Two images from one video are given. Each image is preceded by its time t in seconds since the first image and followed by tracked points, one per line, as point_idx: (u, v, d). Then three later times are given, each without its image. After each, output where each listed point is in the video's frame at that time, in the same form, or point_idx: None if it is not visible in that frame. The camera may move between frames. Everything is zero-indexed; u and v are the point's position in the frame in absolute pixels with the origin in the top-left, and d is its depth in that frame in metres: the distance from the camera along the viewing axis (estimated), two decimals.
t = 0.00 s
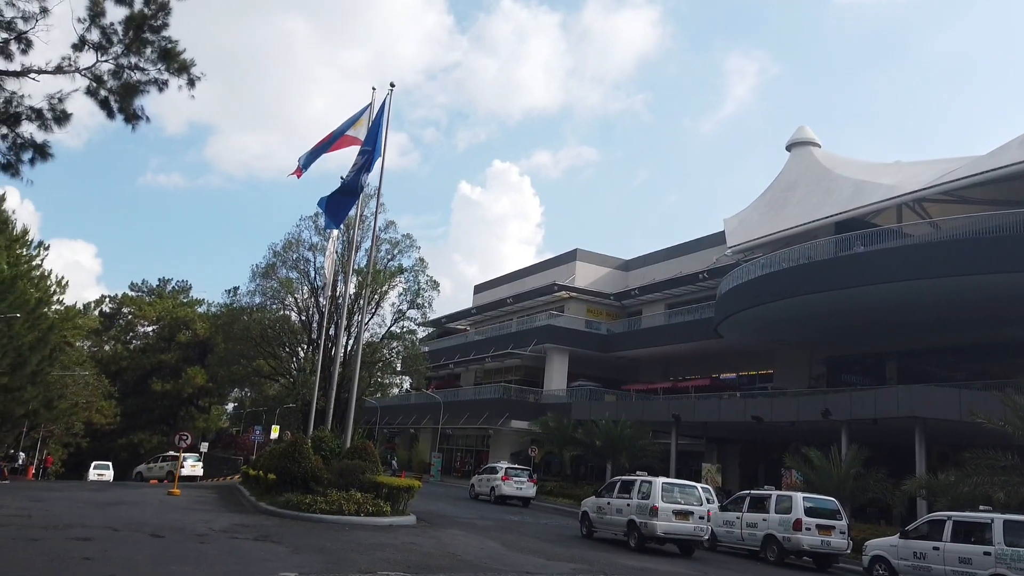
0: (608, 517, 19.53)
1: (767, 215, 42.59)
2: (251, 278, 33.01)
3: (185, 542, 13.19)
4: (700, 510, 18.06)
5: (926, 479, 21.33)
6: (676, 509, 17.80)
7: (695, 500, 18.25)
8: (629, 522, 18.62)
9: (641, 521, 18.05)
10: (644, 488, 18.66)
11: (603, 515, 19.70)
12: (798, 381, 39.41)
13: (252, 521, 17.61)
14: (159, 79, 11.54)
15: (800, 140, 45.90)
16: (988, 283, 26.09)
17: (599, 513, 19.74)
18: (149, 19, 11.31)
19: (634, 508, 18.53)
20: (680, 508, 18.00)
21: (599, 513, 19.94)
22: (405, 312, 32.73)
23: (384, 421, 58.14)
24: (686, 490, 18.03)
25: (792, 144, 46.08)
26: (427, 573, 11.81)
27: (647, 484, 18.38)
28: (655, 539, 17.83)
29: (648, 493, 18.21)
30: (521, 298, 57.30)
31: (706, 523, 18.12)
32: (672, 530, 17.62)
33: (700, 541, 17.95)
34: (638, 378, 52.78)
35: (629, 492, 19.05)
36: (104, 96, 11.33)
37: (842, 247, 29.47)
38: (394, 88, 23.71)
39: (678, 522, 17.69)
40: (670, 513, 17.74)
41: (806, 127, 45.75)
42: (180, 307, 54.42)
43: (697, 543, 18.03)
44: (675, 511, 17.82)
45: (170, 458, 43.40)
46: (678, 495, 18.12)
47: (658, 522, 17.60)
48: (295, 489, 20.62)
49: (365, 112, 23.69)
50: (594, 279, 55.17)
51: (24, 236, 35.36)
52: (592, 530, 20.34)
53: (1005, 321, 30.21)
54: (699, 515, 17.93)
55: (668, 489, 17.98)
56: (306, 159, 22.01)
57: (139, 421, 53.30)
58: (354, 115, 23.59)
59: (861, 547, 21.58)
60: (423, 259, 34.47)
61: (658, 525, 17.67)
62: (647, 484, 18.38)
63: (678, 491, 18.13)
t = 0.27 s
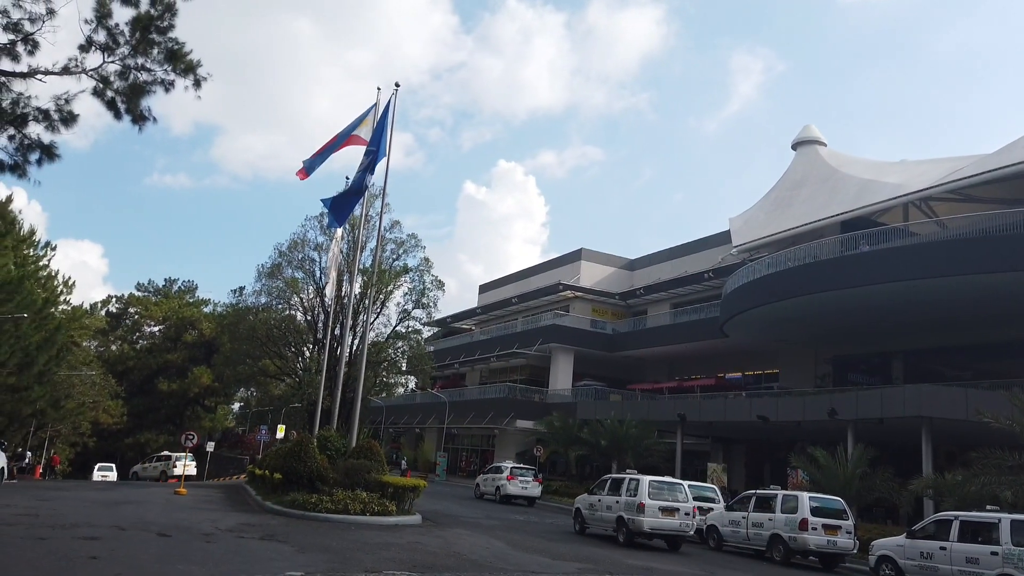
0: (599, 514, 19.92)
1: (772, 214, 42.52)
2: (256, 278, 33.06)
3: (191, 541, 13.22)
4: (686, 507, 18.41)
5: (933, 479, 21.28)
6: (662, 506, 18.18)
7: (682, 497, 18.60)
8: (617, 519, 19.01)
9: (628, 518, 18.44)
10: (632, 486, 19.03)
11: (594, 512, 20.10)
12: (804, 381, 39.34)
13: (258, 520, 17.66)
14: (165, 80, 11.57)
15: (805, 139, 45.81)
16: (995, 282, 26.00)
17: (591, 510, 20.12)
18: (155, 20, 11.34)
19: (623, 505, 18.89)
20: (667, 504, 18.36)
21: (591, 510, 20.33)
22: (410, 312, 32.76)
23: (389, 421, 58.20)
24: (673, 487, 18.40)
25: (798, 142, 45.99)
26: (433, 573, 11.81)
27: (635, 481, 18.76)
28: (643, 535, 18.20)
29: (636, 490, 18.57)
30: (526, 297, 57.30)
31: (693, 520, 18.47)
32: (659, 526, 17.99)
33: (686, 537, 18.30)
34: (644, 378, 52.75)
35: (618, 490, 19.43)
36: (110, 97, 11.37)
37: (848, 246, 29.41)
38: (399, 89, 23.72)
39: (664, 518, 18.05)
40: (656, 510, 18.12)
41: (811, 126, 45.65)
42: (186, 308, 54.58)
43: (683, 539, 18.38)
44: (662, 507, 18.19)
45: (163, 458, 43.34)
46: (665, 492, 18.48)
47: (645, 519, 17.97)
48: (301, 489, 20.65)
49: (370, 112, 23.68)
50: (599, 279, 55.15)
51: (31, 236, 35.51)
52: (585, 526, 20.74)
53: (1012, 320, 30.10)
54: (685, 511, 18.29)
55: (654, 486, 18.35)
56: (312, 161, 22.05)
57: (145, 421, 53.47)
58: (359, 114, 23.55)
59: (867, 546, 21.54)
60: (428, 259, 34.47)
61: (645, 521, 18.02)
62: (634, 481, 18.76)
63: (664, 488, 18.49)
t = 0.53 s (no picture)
0: (589, 510, 20.66)
1: (776, 213, 42.47)
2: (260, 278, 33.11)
3: (195, 540, 13.24)
4: (672, 504, 19.07)
5: (939, 479, 21.28)
6: (649, 503, 18.86)
7: (668, 495, 19.27)
8: (607, 515, 19.72)
9: (616, 515, 19.15)
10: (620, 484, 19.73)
11: (584, 509, 20.83)
12: (808, 381, 39.27)
13: (262, 519, 17.68)
14: (170, 80, 11.59)
15: (809, 138, 45.75)
16: (1000, 281, 25.93)
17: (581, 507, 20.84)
18: (160, 20, 11.36)
19: (611, 502, 19.61)
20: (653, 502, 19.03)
21: (582, 507, 21.08)
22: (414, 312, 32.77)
23: (393, 421, 58.24)
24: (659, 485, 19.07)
25: (802, 142, 45.93)
26: (437, 572, 11.80)
27: (623, 480, 19.45)
28: (630, 531, 18.91)
29: (624, 488, 19.28)
30: (530, 297, 57.30)
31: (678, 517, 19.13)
32: (645, 523, 18.68)
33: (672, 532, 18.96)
34: (647, 377, 52.70)
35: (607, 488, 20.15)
36: (115, 98, 11.39)
37: (852, 246, 29.37)
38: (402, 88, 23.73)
39: (651, 515, 18.72)
40: (643, 507, 18.80)
41: (815, 125, 45.59)
42: (191, 307, 54.66)
43: (670, 535, 19.04)
44: (648, 505, 18.87)
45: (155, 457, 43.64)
46: (651, 490, 19.16)
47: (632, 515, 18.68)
48: (305, 488, 20.66)
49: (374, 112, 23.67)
50: (603, 279, 55.12)
51: (36, 236, 35.59)
52: (577, 522, 21.49)
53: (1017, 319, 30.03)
54: (670, 508, 18.93)
55: (640, 485, 19.04)
56: (318, 162, 22.07)
57: (150, 421, 53.57)
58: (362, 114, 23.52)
59: (871, 546, 21.52)
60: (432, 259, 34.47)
61: (632, 517, 18.72)
62: (622, 480, 19.45)
63: (651, 487, 19.17)
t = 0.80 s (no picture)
0: (580, 507, 21.52)
1: (778, 212, 42.45)
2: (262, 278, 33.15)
3: (197, 540, 13.24)
4: (657, 501, 19.88)
5: (942, 479, 21.38)
6: (635, 500, 19.67)
7: (654, 493, 20.07)
8: (595, 512, 20.56)
9: (603, 511, 19.98)
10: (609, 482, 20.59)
11: (576, 506, 21.72)
12: (811, 380, 39.24)
13: (264, 519, 17.68)
14: (172, 80, 11.61)
15: (811, 137, 45.74)
16: (1002, 281, 25.92)
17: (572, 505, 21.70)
18: (161, 20, 11.37)
19: (600, 499, 20.46)
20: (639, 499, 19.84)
21: (573, 503, 21.94)
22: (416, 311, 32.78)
23: (395, 420, 58.28)
24: (645, 483, 19.89)
25: (804, 141, 45.92)
26: (439, 572, 11.79)
27: (611, 478, 20.31)
28: (617, 527, 19.73)
29: (611, 486, 20.14)
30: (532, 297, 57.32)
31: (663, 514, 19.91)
32: (630, 519, 19.52)
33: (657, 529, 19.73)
34: (650, 377, 52.67)
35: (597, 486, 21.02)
36: (117, 98, 11.41)
37: (854, 245, 29.38)
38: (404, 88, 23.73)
39: (636, 511, 19.53)
40: (629, 503, 19.62)
41: (818, 124, 45.55)
42: (193, 307, 54.72)
43: (655, 531, 19.81)
44: (634, 501, 19.68)
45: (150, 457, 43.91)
46: (637, 488, 19.99)
47: (618, 512, 19.52)
48: (308, 488, 20.66)
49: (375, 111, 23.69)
50: (605, 278, 55.11)
51: (39, 236, 35.64)
52: (569, 518, 22.38)
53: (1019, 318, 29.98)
54: (656, 505, 19.71)
55: (627, 482, 19.87)
56: (319, 162, 22.09)
57: (152, 420, 53.62)
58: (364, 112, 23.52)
59: (873, 546, 21.55)
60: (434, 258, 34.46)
61: (618, 513, 19.55)
62: (610, 477, 20.32)
63: (638, 484, 19.99)
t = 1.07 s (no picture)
0: (570, 505, 22.27)
1: (779, 213, 42.44)
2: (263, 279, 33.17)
3: (198, 540, 13.26)
4: (644, 499, 20.62)
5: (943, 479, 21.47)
6: (621, 498, 20.41)
7: (639, 491, 20.81)
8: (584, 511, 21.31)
9: (592, 509, 20.73)
10: (596, 481, 21.33)
11: (565, 504, 22.48)
12: (812, 381, 39.24)
13: (265, 520, 17.68)
14: (173, 81, 11.62)
15: (812, 137, 45.74)
16: (1003, 281, 25.91)
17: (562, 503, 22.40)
18: (162, 21, 11.38)
19: (588, 498, 21.23)
20: (625, 497, 20.59)
21: (563, 502, 22.71)
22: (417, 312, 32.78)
23: (396, 421, 58.33)
24: (631, 483, 20.64)
25: (805, 141, 45.91)
26: (440, 573, 11.79)
27: (598, 477, 21.03)
28: (605, 524, 20.48)
29: (598, 485, 20.91)
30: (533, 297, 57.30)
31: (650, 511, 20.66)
32: (618, 516, 20.26)
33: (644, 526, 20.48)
34: (651, 377, 52.66)
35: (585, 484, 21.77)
36: (118, 98, 11.43)
37: (855, 245, 29.37)
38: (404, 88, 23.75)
39: (623, 509, 20.27)
40: (615, 502, 20.39)
41: (819, 125, 45.56)
42: (194, 308, 54.80)
43: (642, 528, 20.55)
44: (620, 500, 20.42)
45: (138, 459, 44.46)
46: (623, 486, 20.75)
47: (605, 510, 20.27)
48: (309, 489, 20.68)
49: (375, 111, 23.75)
50: (606, 279, 55.12)
51: (40, 237, 35.67)
52: (559, 516, 23.13)
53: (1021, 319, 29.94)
54: (641, 503, 20.46)
55: (614, 481, 20.63)
56: (320, 159, 22.13)
57: (154, 421, 53.68)
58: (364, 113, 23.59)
59: (874, 546, 21.58)
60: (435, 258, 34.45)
61: (605, 511, 20.30)
62: (597, 477, 21.04)
63: (624, 484, 20.74)
